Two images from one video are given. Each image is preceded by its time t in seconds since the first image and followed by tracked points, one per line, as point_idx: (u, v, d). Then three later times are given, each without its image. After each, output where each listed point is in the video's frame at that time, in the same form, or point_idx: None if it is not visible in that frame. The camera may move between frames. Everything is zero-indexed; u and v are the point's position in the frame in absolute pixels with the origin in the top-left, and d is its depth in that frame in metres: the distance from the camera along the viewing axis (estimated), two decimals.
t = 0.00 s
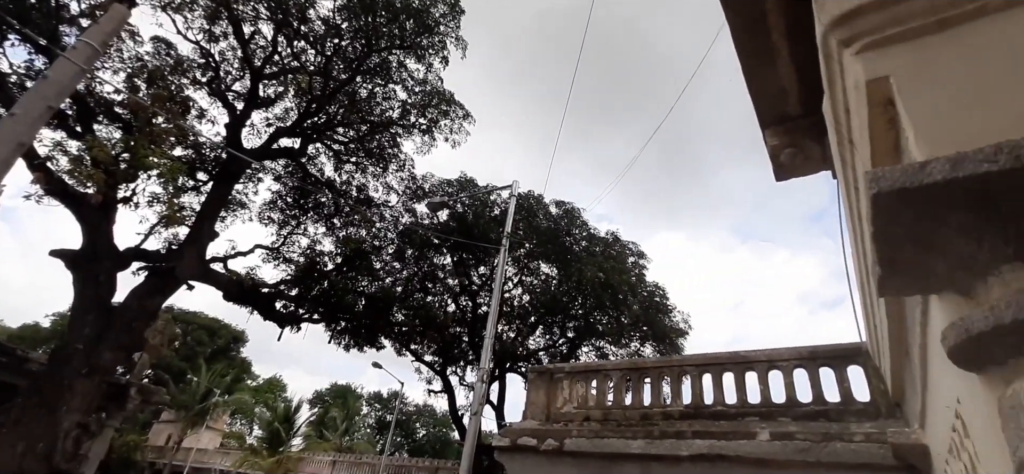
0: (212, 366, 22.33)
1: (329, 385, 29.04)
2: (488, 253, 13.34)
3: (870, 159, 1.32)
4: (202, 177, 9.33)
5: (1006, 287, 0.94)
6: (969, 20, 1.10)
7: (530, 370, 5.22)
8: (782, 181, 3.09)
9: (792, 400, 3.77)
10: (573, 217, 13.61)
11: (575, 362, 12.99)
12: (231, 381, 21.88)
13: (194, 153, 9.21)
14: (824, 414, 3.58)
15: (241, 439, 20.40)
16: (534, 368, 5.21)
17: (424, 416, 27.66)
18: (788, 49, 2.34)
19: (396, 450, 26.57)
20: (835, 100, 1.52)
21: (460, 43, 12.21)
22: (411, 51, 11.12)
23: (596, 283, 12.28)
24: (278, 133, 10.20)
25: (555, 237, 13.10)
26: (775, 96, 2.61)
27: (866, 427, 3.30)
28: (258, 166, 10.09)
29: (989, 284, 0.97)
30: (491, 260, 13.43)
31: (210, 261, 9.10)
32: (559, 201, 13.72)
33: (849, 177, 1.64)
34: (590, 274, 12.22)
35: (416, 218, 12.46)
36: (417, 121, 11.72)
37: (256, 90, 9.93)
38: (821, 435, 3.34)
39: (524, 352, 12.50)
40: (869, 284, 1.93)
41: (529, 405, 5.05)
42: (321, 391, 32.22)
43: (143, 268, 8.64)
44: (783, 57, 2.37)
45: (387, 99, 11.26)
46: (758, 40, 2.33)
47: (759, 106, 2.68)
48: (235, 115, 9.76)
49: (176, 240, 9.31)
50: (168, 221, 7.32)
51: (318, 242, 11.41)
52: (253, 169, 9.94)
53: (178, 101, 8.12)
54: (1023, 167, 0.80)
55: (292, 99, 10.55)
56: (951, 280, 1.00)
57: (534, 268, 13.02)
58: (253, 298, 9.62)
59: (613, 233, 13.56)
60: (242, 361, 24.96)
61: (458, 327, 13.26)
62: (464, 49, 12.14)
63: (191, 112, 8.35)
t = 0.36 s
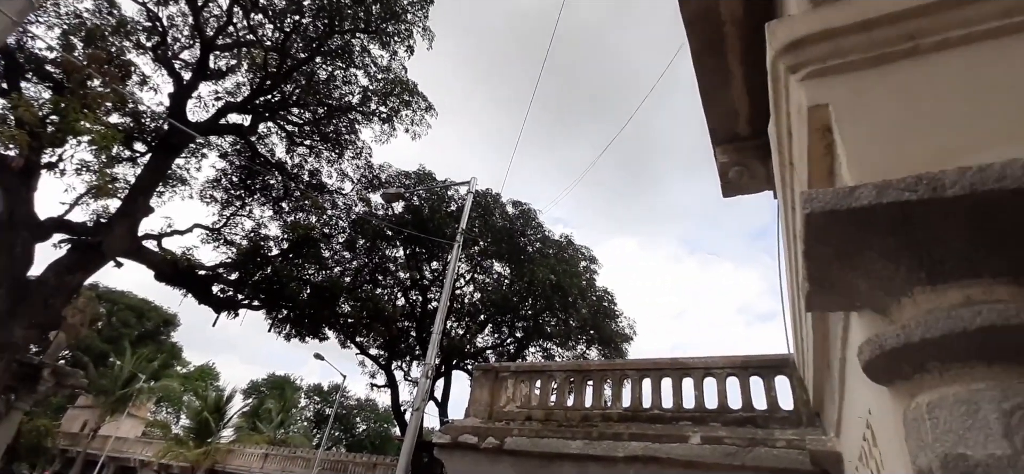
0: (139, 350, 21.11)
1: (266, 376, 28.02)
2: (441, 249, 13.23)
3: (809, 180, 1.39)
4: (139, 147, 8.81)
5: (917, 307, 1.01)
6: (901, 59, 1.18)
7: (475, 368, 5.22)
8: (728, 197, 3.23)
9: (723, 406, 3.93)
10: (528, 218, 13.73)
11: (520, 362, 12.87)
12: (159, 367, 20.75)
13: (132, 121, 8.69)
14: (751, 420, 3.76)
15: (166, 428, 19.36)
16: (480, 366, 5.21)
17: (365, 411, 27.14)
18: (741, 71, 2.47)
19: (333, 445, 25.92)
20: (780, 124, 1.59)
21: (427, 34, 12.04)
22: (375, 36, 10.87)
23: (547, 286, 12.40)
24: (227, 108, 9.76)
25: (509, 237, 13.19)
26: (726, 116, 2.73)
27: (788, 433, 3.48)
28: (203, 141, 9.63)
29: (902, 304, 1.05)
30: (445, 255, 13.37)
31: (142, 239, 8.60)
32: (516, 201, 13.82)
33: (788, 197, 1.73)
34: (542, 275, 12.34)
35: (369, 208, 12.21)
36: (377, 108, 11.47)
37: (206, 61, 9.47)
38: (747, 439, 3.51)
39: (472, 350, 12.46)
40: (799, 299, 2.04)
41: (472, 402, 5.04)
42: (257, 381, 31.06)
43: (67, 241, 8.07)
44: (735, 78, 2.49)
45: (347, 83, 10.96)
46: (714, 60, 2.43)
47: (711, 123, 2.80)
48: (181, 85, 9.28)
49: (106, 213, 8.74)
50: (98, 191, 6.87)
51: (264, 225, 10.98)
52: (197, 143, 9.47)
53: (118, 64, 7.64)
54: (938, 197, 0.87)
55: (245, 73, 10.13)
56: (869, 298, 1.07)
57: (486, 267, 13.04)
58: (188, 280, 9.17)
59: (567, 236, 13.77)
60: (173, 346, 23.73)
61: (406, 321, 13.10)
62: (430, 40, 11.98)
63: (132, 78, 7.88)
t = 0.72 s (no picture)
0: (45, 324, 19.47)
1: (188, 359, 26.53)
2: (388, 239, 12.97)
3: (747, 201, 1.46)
4: (63, 103, 8.15)
5: (833, 329, 1.07)
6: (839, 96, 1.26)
7: (413, 363, 5.15)
8: (674, 212, 3.36)
9: (652, 412, 4.07)
10: (479, 216, 13.74)
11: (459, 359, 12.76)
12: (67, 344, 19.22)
13: (56, 74, 8.02)
14: (677, 427, 3.92)
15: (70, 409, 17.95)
16: (418, 361, 5.14)
17: (294, 401, 26.23)
18: (696, 93, 2.57)
19: (256, 435, 24.87)
20: (726, 144, 1.66)
21: (391, 18, 11.77)
22: (336, 15, 10.54)
23: (493, 285, 12.41)
24: (166, 70, 9.21)
25: (459, 233, 13.16)
26: (679, 134, 2.84)
27: (709, 441, 3.65)
28: (137, 103, 9.01)
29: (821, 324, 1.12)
30: (391, 246, 13.19)
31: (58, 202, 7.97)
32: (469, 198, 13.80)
33: (728, 215, 1.80)
34: (489, 274, 12.35)
35: (315, 191, 11.81)
36: (332, 89, 11.11)
37: (147, 18, 8.90)
38: (672, 445, 3.65)
39: (411, 344, 12.24)
40: (729, 314, 2.14)
41: (407, 398, 4.96)
42: (179, 364, 29.42)
43: None
44: (690, 99, 2.59)
45: (302, 59, 10.55)
46: (671, 78, 2.53)
47: (662, 139, 2.91)
48: (117, 40, 8.67)
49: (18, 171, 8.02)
50: (13, 147, 6.30)
51: (199, 199, 10.41)
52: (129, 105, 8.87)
53: (47, 11, 7.04)
54: (860, 227, 0.94)
55: (191, 37, 9.59)
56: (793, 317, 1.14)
57: (433, 261, 12.97)
58: (107, 252, 8.60)
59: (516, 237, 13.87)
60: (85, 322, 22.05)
61: (345, 311, 12.77)
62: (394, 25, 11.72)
63: (61, 28, 7.29)
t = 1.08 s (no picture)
0: None
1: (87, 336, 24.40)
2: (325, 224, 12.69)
3: (683, 217, 1.53)
4: None
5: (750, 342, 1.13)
6: (774, 127, 1.35)
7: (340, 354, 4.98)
8: (615, 222, 3.46)
9: (578, 414, 4.18)
10: (422, 209, 13.59)
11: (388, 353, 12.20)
12: None
13: None
14: (600, 429, 4.04)
15: None
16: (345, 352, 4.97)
17: (206, 387, 24.74)
18: (644, 109, 2.68)
19: (159, 422, 23.23)
20: (668, 161, 1.72)
21: None
22: None
23: (431, 280, 12.29)
24: (88, 16, 8.45)
25: (401, 224, 12.97)
26: (625, 146, 2.94)
27: (629, 444, 3.79)
28: (51, 50, 8.24)
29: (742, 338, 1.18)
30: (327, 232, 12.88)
31: None
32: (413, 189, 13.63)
33: (664, 230, 1.87)
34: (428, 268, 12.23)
35: (249, 166, 11.21)
36: (277, 61, 10.62)
37: None
38: (594, 447, 3.76)
39: (340, 335, 11.68)
40: (658, 324, 2.22)
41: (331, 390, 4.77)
42: (78, 340, 27.10)
43: None
44: (639, 114, 2.70)
45: (246, 25, 9.92)
46: (623, 92, 2.63)
47: (610, 149, 3.00)
48: None
49: None
50: None
51: (114, 161, 9.60)
52: (41, 49, 8.08)
53: None
54: (783, 250, 1.02)
55: None
56: (715, 330, 1.20)
57: (371, 251, 12.70)
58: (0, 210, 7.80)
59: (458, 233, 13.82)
60: None
61: (272, 295, 12.27)
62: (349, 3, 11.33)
63: None
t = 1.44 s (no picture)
0: None
1: None
2: (255, 204, 12.10)
3: (625, 226, 1.58)
4: None
5: (677, 349, 1.18)
6: (712, 145, 1.43)
7: (264, 343, 4.74)
8: (557, 224, 3.52)
9: (509, 412, 4.23)
10: (363, 196, 13.30)
11: (316, 343, 11.91)
12: None
13: None
14: (529, 427, 4.12)
15: None
16: (269, 341, 4.74)
17: (109, 371, 22.88)
18: (594, 115, 2.75)
19: (51, 408, 21.23)
20: (614, 170, 1.78)
21: None
22: None
23: (368, 270, 12.03)
24: None
25: (339, 211, 12.61)
26: (573, 150, 3.01)
27: (555, 442, 3.87)
28: None
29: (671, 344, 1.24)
30: (259, 213, 12.27)
31: None
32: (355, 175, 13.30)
33: (605, 235, 1.93)
34: (365, 258, 11.96)
35: (174, 135, 10.61)
36: (215, 26, 10.07)
37: None
38: (522, 444, 3.81)
39: (265, 321, 11.21)
40: (593, 326, 2.28)
41: (251, 380, 4.52)
42: None
43: None
44: (588, 121, 2.77)
45: None
46: (575, 97, 2.69)
47: (559, 152, 3.05)
48: None
49: None
50: None
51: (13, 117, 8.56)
52: None
53: None
54: (712, 263, 1.07)
55: None
56: (646, 336, 1.25)
57: (305, 236, 12.22)
58: None
59: (399, 223, 13.62)
60: None
61: (192, 276, 11.57)
62: None
63: None
